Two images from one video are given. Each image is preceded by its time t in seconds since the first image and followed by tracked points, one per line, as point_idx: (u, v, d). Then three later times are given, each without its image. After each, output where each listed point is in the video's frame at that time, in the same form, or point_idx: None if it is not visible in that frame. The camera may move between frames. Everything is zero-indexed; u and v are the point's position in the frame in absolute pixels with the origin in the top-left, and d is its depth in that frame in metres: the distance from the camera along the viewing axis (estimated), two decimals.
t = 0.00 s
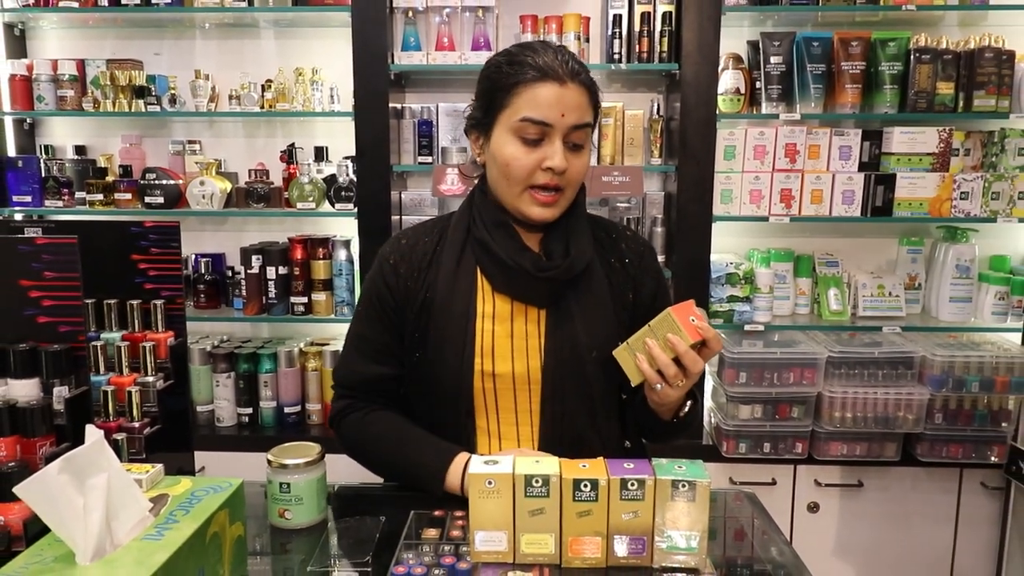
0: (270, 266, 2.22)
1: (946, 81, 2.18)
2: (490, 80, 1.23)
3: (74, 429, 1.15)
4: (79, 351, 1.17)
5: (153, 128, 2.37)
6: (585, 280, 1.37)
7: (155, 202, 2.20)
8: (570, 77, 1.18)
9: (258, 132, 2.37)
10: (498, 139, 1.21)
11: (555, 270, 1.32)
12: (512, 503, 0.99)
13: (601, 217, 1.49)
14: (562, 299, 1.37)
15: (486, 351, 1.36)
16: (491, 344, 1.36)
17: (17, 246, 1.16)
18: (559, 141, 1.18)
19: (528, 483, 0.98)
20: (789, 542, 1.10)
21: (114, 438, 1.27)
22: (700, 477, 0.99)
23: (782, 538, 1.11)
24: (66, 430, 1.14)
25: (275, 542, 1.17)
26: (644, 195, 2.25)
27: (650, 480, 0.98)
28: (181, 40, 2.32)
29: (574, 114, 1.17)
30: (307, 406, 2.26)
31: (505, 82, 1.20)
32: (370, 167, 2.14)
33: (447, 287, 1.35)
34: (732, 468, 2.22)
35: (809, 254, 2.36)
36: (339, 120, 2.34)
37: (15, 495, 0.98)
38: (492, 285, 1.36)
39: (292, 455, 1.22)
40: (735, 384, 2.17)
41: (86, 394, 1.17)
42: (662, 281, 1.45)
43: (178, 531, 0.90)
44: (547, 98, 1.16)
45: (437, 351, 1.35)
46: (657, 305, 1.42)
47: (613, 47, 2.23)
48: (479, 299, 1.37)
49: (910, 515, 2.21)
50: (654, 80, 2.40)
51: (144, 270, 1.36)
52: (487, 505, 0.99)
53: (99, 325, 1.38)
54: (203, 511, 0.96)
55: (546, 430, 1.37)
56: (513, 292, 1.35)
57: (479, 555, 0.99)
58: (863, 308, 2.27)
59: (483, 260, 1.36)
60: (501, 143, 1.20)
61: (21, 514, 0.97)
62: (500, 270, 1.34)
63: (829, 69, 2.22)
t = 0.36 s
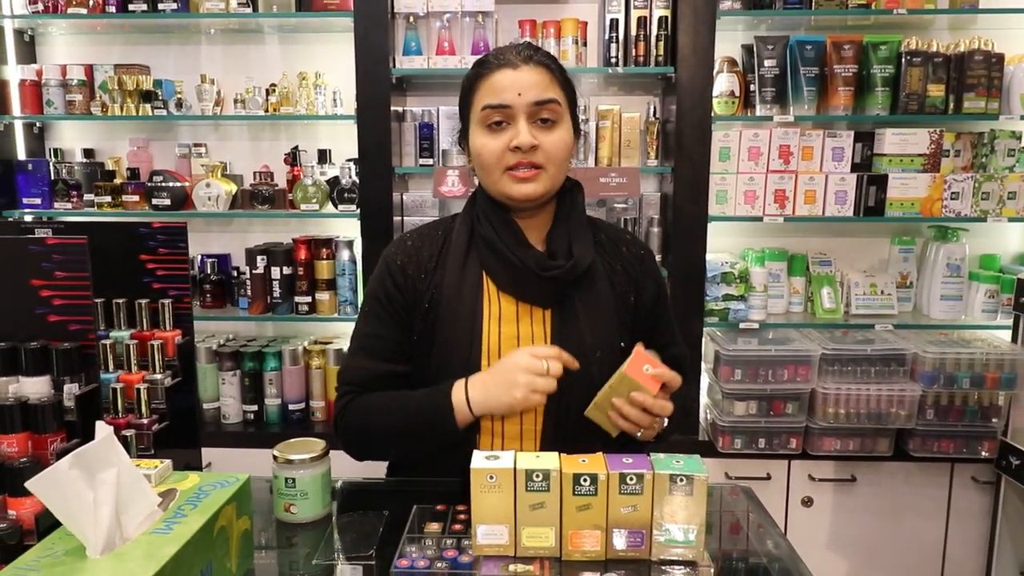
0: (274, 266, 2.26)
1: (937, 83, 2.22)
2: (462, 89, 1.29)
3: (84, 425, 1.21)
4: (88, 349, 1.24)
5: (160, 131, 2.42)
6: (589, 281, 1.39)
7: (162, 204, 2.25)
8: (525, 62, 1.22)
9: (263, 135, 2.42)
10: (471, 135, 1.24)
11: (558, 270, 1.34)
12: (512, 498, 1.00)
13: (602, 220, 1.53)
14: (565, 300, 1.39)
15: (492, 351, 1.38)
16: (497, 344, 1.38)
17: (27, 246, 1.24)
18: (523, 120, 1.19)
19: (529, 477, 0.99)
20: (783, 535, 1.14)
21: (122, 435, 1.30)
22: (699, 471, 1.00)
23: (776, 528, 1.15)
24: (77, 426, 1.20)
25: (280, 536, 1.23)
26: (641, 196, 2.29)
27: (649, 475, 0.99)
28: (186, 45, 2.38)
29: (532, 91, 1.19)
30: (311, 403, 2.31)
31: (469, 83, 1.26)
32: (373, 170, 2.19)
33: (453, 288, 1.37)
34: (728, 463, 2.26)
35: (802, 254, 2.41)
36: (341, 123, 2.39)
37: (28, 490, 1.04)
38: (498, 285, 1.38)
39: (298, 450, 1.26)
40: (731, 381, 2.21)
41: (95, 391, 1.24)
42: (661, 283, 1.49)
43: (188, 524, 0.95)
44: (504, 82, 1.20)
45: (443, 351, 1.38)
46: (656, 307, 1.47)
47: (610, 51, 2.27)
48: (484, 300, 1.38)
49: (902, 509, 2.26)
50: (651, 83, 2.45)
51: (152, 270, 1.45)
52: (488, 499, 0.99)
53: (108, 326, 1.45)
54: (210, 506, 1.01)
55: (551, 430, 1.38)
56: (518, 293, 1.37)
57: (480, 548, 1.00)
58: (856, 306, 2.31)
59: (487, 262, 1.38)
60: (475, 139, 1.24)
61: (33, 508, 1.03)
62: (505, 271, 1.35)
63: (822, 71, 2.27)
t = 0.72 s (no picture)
0: (275, 267, 2.28)
1: (933, 84, 2.24)
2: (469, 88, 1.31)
3: (88, 424, 1.22)
4: (91, 349, 1.23)
5: (162, 133, 2.44)
6: (586, 279, 1.41)
7: (164, 205, 2.26)
8: (532, 65, 1.25)
9: (264, 136, 2.44)
10: (474, 134, 1.26)
11: (556, 269, 1.35)
12: (513, 495, 1.02)
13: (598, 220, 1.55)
14: (564, 298, 1.40)
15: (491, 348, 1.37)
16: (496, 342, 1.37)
17: (31, 247, 1.22)
18: (527, 120, 1.21)
19: (530, 474, 1.01)
20: (781, 532, 1.13)
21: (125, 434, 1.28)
22: (698, 469, 1.02)
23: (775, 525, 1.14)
24: (81, 425, 1.20)
25: (282, 534, 1.23)
26: (639, 197, 2.31)
27: (648, 472, 1.01)
28: (187, 47, 2.40)
29: (537, 94, 1.21)
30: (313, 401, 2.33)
31: (475, 83, 1.28)
32: (374, 171, 2.21)
33: (451, 287, 1.36)
34: (726, 461, 2.28)
35: (799, 253, 2.44)
36: (342, 124, 2.41)
37: (32, 489, 1.05)
38: (496, 283, 1.38)
39: (301, 449, 1.28)
40: (729, 379, 2.23)
41: (99, 392, 1.24)
42: (656, 281, 1.51)
43: (190, 524, 0.95)
44: (511, 82, 1.21)
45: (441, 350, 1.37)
46: (652, 305, 1.49)
47: (608, 52, 2.29)
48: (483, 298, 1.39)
49: (899, 506, 2.28)
50: (648, 84, 2.47)
51: (154, 271, 1.45)
52: (489, 496, 1.02)
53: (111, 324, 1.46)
54: (214, 504, 1.02)
55: (550, 429, 1.37)
56: (517, 292, 1.37)
57: (481, 545, 1.02)
58: (852, 305, 2.33)
59: (486, 261, 1.38)
60: (477, 137, 1.25)
61: (37, 507, 1.05)
62: (504, 270, 1.36)
63: (819, 72, 2.29)
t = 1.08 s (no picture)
0: (284, 267, 2.36)
1: (920, 91, 2.32)
2: (493, 91, 1.31)
3: (104, 419, 1.24)
4: (106, 345, 1.26)
5: (174, 137, 2.53)
6: (577, 275, 1.49)
7: (177, 207, 2.35)
8: (563, 93, 1.26)
9: (273, 140, 2.52)
10: (495, 148, 1.30)
11: (547, 266, 1.43)
12: (515, 487, 1.09)
13: (588, 220, 1.63)
14: (555, 295, 1.47)
15: (488, 343, 1.44)
16: (491, 337, 1.45)
17: (48, 246, 1.24)
18: (551, 153, 1.26)
19: (531, 468, 1.09)
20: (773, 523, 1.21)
21: (139, 428, 1.37)
22: (692, 463, 1.10)
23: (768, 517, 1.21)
24: (96, 420, 1.22)
25: (291, 525, 1.27)
26: (636, 199, 2.39)
27: (645, 467, 1.09)
28: (200, 54, 2.48)
29: (566, 128, 1.25)
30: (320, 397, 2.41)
31: (502, 95, 1.28)
32: (380, 174, 2.28)
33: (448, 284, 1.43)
34: (720, 455, 2.36)
35: (791, 254, 2.51)
36: (349, 129, 2.49)
37: (48, 481, 1.05)
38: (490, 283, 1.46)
39: (309, 443, 1.31)
40: (723, 376, 2.31)
41: (113, 386, 1.27)
42: (645, 276, 1.59)
43: (202, 513, 0.98)
44: (542, 112, 1.24)
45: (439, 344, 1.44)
46: (641, 297, 1.57)
47: (607, 60, 2.37)
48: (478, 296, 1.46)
49: (887, 499, 2.36)
50: (645, 90, 2.55)
51: (167, 269, 1.52)
52: (491, 489, 1.09)
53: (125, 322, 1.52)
54: (225, 496, 1.04)
55: (546, 419, 1.44)
56: (511, 289, 1.44)
57: (483, 536, 1.10)
58: (842, 305, 2.40)
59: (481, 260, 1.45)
60: (498, 154, 1.29)
61: (54, 499, 1.05)
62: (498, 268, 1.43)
63: (810, 79, 2.37)
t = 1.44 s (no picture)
0: (290, 265, 2.46)
1: (899, 98, 2.42)
2: (498, 94, 1.39)
3: (116, 410, 1.28)
4: (120, 340, 1.29)
5: (185, 141, 2.64)
6: (574, 275, 1.59)
7: (188, 208, 2.45)
8: (566, 96, 1.35)
9: (280, 144, 2.63)
10: (501, 149, 1.37)
11: (546, 266, 1.53)
12: (511, 476, 1.15)
13: (585, 221, 1.73)
14: (552, 293, 1.57)
15: (488, 339, 1.54)
16: (491, 333, 1.54)
17: (63, 245, 1.26)
18: (556, 152, 1.34)
19: (526, 458, 1.15)
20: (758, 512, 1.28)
21: (151, 418, 1.45)
22: (681, 453, 1.15)
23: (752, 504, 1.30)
24: (110, 411, 1.27)
25: (296, 512, 1.35)
26: (627, 201, 2.49)
27: (636, 456, 1.15)
28: (209, 61, 2.60)
29: (570, 129, 1.34)
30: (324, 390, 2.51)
31: (508, 98, 1.36)
32: (382, 176, 2.39)
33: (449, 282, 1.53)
34: (707, 446, 2.47)
35: (777, 254, 2.63)
36: (352, 133, 2.60)
37: (65, 470, 1.12)
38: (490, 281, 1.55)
39: (313, 434, 1.39)
40: (710, 370, 2.40)
41: (127, 379, 1.30)
42: (638, 276, 1.69)
43: (211, 501, 1.05)
44: (548, 113, 1.32)
45: (441, 339, 1.53)
46: (634, 296, 1.67)
47: (599, 67, 2.47)
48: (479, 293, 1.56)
49: (867, 488, 2.46)
50: (636, 97, 2.66)
51: (178, 267, 1.62)
52: (488, 478, 1.15)
53: (136, 317, 1.62)
54: (231, 485, 1.12)
55: (543, 410, 1.53)
56: (510, 287, 1.54)
57: (481, 524, 1.16)
58: (825, 302, 2.52)
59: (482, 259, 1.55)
60: (504, 153, 1.36)
61: (69, 487, 1.12)
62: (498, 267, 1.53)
63: (795, 86, 2.46)
